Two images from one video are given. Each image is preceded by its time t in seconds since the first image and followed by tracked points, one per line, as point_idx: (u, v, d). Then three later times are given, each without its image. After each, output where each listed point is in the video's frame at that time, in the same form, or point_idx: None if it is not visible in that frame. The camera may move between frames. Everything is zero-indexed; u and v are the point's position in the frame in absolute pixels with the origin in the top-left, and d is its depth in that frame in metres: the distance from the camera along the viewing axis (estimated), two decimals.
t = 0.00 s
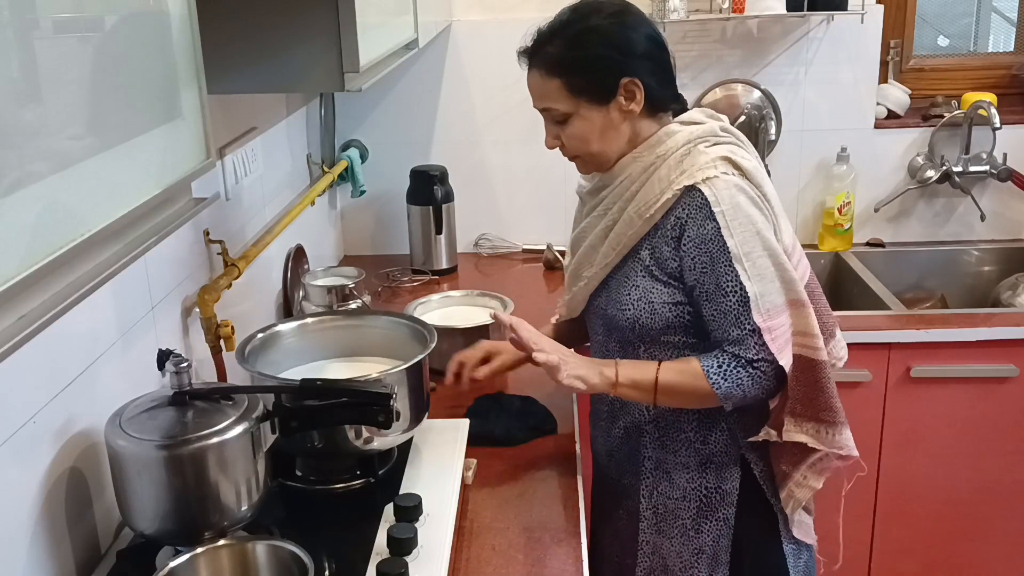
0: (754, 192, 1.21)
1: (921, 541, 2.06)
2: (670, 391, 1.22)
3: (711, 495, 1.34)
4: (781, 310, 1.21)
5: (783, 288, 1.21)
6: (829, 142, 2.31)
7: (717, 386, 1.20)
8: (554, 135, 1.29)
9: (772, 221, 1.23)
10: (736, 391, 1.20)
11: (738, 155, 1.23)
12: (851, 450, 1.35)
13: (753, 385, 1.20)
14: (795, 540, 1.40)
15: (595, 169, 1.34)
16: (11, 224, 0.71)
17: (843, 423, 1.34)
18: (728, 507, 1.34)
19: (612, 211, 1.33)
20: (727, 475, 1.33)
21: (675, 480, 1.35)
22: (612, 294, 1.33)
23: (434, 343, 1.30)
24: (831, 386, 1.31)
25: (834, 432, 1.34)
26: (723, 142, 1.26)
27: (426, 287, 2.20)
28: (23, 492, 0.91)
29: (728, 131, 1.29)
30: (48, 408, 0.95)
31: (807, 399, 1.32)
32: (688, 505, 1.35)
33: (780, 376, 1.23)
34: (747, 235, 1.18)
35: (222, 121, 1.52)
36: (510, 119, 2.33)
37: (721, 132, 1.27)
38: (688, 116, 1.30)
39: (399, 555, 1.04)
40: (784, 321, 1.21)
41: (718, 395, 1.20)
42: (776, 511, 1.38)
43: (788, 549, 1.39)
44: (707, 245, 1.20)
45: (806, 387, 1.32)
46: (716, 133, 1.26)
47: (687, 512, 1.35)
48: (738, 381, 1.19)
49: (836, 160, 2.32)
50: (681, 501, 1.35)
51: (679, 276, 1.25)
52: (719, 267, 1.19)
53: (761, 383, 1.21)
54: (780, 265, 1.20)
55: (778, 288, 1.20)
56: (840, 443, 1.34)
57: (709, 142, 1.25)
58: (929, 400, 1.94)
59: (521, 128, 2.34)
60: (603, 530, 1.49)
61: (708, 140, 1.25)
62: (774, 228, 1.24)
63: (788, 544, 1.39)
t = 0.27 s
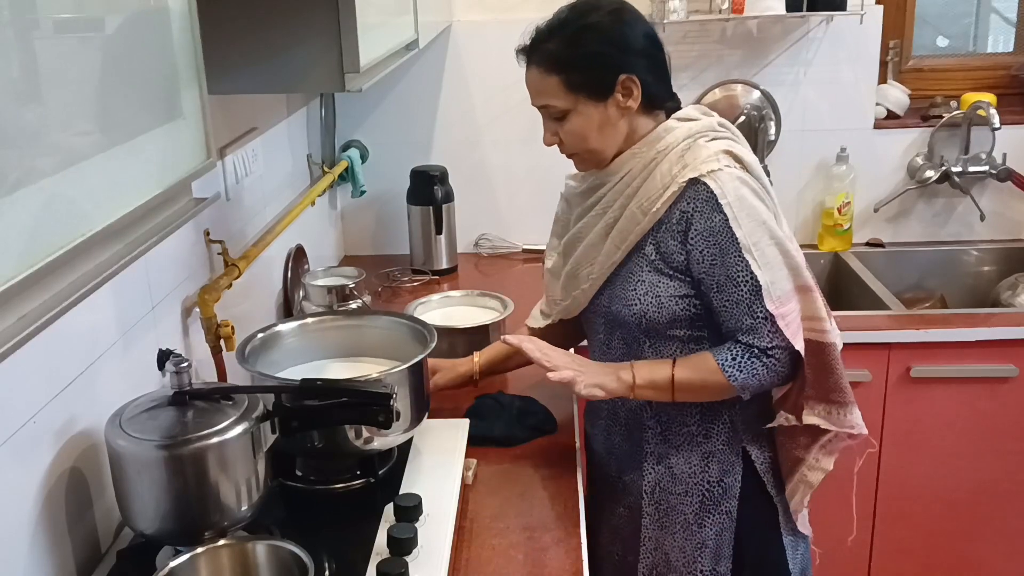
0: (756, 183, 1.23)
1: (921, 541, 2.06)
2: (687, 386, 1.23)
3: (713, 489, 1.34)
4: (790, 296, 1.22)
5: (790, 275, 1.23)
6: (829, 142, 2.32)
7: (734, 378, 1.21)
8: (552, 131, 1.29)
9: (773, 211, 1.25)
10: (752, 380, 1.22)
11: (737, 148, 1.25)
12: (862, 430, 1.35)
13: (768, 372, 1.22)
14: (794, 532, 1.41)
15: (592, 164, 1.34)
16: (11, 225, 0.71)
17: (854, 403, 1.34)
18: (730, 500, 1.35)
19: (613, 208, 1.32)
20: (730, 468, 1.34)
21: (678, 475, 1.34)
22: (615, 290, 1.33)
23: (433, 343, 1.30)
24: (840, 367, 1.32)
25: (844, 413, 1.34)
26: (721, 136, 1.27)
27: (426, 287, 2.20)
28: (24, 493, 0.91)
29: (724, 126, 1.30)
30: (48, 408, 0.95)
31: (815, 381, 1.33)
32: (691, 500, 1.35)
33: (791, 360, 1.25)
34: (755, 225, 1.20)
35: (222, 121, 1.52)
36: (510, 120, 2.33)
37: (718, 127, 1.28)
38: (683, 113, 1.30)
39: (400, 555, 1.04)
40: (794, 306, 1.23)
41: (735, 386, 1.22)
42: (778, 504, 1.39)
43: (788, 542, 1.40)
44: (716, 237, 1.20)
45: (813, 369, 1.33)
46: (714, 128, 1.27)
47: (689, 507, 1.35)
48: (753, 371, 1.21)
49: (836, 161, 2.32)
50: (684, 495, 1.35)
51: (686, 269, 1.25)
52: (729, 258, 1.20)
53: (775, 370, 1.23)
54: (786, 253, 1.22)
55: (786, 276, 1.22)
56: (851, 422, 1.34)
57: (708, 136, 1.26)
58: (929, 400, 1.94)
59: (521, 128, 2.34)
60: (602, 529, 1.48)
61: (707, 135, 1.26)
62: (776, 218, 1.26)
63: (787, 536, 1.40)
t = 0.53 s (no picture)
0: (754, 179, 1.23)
1: (920, 540, 2.06)
2: (691, 385, 1.23)
3: (717, 484, 1.34)
4: (790, 289, 1.23)
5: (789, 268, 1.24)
6: (829, 142, 2.32)
7: (738, 373, 1.21)
8: (549, 131, 1.28)
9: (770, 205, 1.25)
10: (755, 373, 1.22)
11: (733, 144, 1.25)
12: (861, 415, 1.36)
13: (770, 365, 1.23)
14: (795, 524, 1.42)
15: (589, 166, 1.33)
16: (12, 224, 0.71)
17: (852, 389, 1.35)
18: (734, 494, 1.35)
19: (610, 206, 1.32)
20: (732, 462, 1.34)
21: (681, 471, 1.34)
22: (614, 289, 1.33)
23: (433, 343, 1.30)
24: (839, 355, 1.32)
25: (844, 400, 1.34)
26: (717, 132, 1.27)
27: (426, 287, 2.20)
28: (23, 492, 0.91)
29: (719, 123, 1.30)
30: (48, 408, 0.95)
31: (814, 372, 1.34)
32: (695, 495, 1.34)
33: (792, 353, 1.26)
34: (755, 220, 1.20)
35: (222, 121, 1.52)
36: (510, 119, 2.33)
37: (714, 124, 1.28)
38: (678, 112, 1.30)
39: (400, 555, 1.04)
40: (794, 299, 1.23)
41: (738, 380, 1.22)
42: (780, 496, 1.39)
43: (789, 535, 1.40)
44: (715, 233, 1.20)
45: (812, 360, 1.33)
46: (709, 125, 1.27)
47: (693, 503, 1.35)
48: (756, 364, 1.22)
49: (836, 161, 2.32)
50: (687, 491, 1.35)
51: (685, 266, 1.25)
52: (729, 254, 1.20)
53: (776, 363, 1.23)
54: (785, 246, 1.23)
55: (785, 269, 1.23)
56: (850, 409, 1.35)
57: (705, 133, 1.26)
58: (929, 400, 1.94)
59: (521, 128, 2.34)
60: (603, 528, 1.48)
61: (704, 132, 1.26)
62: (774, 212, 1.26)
63: (789, 529, 1.40)
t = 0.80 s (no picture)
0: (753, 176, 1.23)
1: (921, 540, 2.06)
2: (691, 381, 1.23)
3: (720, 479, 1.34)
4: (789, 285, 1.23)
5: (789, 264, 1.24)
6: (829, 142, 2.31)
7: (736, 369, 1.21)
8: (551, 132, 1.28)
9: (769, 202, 1.25)
10: (754, 368, 1.22)
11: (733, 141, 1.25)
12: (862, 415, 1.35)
13: (769, 361, 1.23)
14: (796, 520, 1.42)
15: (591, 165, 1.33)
16: (12, 224, 0.71)
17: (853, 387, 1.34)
18: (736, 487, 1.35)
19: (610, 203, 1.32)
20: (734, 457, 1.34)
21: (683, 466, 1.34)
22: (615, 286, 1.33)
23: (433, 343, 1.30)
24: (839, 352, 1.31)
25: (845, 398, 1.33)
26: (716, 130, 1.27)
27: (426, 287, 2.20)
28: (23, 492, 0.91)
29: (719, 121, 1.30)
30: (48, 408, 0.96)
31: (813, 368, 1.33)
32: (697, 490, 1.35)
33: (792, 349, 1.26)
34: (754, 216, 1.20)
35: (222, 121, 1.52)
36: (510, 119, 2.33)
37: (715, 122, 1.28)
38: (677, 110, 1.30)
39: (400, 555, 1.04)
40: (792, 295, 1.23)
41: (737, 377, 1.22)
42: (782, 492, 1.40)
43: (792, 530, 1.40)
44: (715, 230, 1.21)
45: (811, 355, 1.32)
46: (710, 123, 1.27)
47: (696, 498, 1.35)
48: (754, 359, 1.22)
49: (836, 161, 2.32)
50: (690, 486, 1.35)
51: (685, 262, 1.25)
52: (728, 250, 1.20)
53: (776, 359, 1.23)
54: (785, 243, 1.23)
55: (785, 265, 1.23)
56: (850, 407, 1.34)
57: (704, 131, 1.26)
58: (929, 400, 1.94)
59: (521, 128, 2.34)
60: (604, 526, 1.48)
61: (703, 129, 1.26)
62: (774, 209, 1.26)
63: (792, 524, 1.40)
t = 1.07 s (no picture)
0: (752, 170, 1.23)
1: (922, 539, 2.06)
2: (696, 377, 1.23)
3: (730, 472, 1.34)
4: (790, 276, 1.23)
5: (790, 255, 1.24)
6: (829, 142, 2.31)
7: (740, 362, 1.22)
8: (555, 133, 1.29)
9: (768, 194, 1.25)
10: (758, 360, 1.22)
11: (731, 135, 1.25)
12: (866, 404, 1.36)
13: (773, 352, 1.23)
14: (802, 516, 1.43)
15: (594, 166, 1.34)
16: (12, 224, 0.71)
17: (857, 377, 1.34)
18: (747, 481, 1.35)
19: (612, 200, 1.32)
20: (744, 449, 1.34)
21: (694, 459, 1.35)
22: (618, 280, 1.33)
23: (433, 343, 1.30)
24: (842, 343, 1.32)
25: (848, 389, 1.34)
26: (715, 124, 1.27)
27: (426, 287, 2.20)
28: (23, 492, 0.91)
29: (718, 116, 1.30)
30: (48, 408, 0.96)
31: (816, 358, 1.34)
32: (708, 483, 1.35)
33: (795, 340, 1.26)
34: (753, 209, 1.20)
35: (222, 121, 1.52)
36: (510, 119, 2.33)
37: (713, 117, 1.28)
38: (677, 107, 1.30)
39: (400, 555, 1.04)
40: (794, 287, 1.23)
41: (741, 370, 1.22)
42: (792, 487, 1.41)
43: (798, 526, 1.42)
44: (715, 223, 1.21)
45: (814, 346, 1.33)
46: (709, 118, 1.28)
47: (706, 491, 1.35)
48: (758, 351, 1.22)
49: (836, 161, 2.32)
50: (700, 479, 1.35)
51: (686, 256, 1.25)
52: (729, 243, 1.21)
53: (780, 350, 1.23)
54: (785, 233, 1.23)
55: (786, 256, 1.23)
56: (853, 397, 1.35)
57: (703, 126, 1.26)
58: (930, 399, 1.94)
59: (520, 128, 2.34)
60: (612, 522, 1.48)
61: (702, 124, 1.26)
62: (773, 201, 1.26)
63: (798, 521, 1.42)
